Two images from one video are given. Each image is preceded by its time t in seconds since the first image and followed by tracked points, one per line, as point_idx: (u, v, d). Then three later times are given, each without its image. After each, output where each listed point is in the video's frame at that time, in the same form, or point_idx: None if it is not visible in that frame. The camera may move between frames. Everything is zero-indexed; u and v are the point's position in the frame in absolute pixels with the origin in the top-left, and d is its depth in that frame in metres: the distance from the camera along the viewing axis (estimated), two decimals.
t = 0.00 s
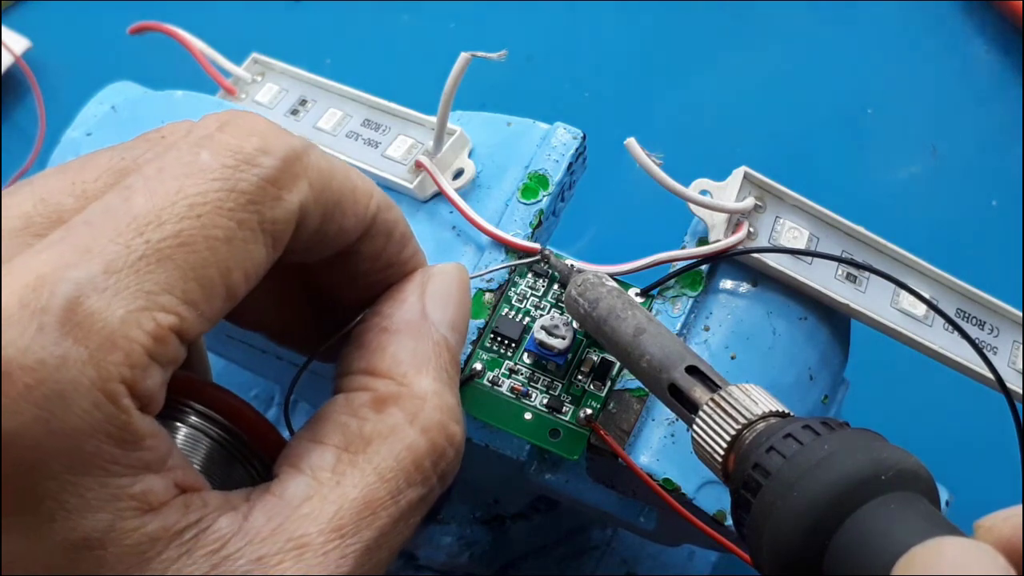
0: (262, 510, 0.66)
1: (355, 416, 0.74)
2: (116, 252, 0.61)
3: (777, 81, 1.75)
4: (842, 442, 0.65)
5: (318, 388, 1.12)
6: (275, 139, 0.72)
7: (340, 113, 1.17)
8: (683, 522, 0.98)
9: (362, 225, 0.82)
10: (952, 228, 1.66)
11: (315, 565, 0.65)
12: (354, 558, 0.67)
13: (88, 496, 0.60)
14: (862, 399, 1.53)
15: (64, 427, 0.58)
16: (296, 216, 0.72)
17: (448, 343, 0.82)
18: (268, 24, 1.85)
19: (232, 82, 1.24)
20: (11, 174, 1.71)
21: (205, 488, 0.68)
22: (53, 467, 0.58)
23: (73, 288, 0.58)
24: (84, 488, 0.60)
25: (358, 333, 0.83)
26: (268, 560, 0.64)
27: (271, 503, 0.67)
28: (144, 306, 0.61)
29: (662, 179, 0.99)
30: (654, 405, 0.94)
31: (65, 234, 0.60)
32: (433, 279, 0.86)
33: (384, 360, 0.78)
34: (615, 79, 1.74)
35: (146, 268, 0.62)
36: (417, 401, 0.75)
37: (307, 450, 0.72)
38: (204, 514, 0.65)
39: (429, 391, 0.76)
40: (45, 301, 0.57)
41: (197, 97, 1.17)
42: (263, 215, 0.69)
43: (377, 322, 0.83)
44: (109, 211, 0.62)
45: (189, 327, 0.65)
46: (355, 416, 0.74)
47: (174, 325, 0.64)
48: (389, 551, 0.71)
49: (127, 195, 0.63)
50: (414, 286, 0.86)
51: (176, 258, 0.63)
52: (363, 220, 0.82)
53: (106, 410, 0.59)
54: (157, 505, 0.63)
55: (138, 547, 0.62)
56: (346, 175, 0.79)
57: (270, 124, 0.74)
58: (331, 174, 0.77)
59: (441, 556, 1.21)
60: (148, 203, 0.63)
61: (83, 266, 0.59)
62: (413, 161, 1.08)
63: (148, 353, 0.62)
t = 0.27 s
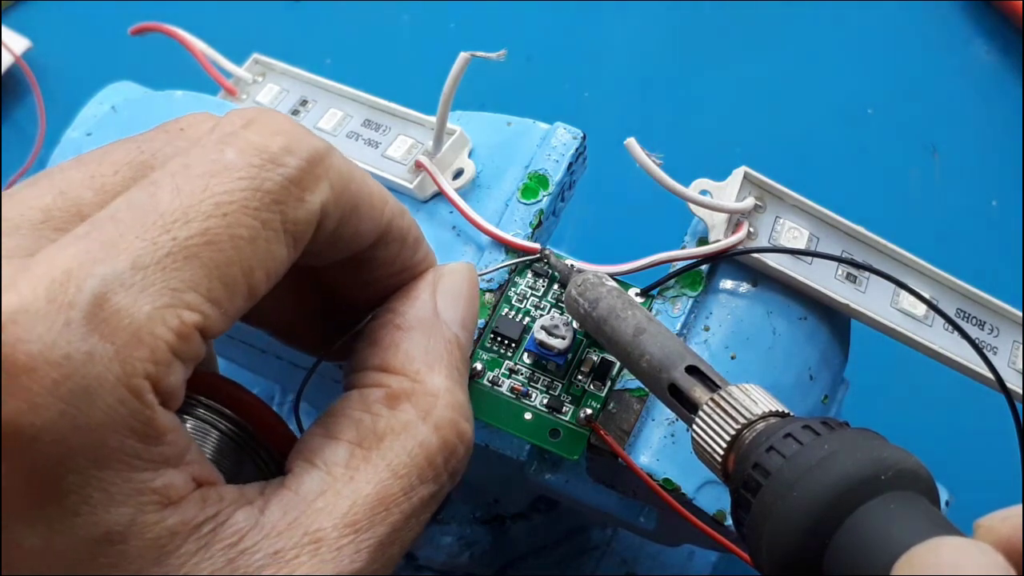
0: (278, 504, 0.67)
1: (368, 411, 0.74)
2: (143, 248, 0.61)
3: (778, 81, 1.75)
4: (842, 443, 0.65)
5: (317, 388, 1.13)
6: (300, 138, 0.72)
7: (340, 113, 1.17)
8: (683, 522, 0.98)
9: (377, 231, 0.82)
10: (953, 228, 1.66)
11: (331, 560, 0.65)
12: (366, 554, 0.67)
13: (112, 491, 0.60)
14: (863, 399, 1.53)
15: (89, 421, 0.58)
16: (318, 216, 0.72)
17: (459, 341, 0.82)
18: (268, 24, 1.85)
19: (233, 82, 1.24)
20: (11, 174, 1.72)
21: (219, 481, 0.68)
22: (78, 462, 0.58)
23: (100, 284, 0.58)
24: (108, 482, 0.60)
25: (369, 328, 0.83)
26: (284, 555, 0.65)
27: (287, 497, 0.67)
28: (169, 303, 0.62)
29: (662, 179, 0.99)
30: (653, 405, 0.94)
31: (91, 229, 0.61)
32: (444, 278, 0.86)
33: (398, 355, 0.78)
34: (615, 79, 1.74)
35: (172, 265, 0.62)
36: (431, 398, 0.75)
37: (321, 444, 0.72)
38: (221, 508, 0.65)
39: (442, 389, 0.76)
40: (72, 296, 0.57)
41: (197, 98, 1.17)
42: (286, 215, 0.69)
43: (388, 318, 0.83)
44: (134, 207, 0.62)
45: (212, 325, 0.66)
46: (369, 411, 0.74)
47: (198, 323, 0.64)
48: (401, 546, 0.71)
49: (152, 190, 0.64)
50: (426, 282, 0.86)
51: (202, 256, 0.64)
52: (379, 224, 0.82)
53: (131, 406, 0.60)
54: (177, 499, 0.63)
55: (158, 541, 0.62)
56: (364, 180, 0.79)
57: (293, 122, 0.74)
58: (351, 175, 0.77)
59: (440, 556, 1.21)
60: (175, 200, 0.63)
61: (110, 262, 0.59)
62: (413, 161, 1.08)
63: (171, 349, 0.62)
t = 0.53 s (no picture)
0: (245, 515, 0.66)
1: (340, 418, 0.74)
2: (86, 246, 0.61)
3: (776, 81, 1.75)
4: (842, 441, 0.65)
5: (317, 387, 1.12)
6: (250, 128, 0.72)
7: (340, 113, 1.17)
8: (683, 522, 0.97)
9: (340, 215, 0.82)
10: (951, 229, 1.66)
11: (299, 570, 0.65)
12: (338, 563, 0.67)
13: (61, 495, 0.61)
14: (859, 399, 1.53)
15: (33, 422, 0.58)
16: (271, 204, 0.72)
17: (434, 341, 0.82)
18: (268, 24, 1.85)
19: (233, 82, 1.24)
20: (11, 174, 1.72)
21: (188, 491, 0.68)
22: (25, 466, 0.59)
23: (46, 284, 0.58)
24: (57, 486, 0.61)
25: (342, 332, 0.83)
26: (250, 566, 0.64)
27: (255, 507, 0.67)
28: (115, 299, 0.61)
29: (662, 179, 0.99)
30: (654, 405, 0.94)
31: (38, 229, 0.61)
32: (417, 277, 0.86)
33: (368, 360, 0.78)
34: (613, 79, 1.74)
35: (116, 260, 0.62)
36: (403, 401, 0.75)
37: (292, 453, 0.71)
38: (185, 518, 0.65)
39: (415, 390, 0.77)
40: (15, 297, 0.57)
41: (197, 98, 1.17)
42: (237, 205, 0.69)
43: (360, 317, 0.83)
44: (80, 206, 0.62)
45: (164, 319, 0.65)
46: (340, 418, 0.74)
47: (150, 318, 0.64)
48: (377, 555, 0.72)
49: (99, 187, 0.63)
50: (398, 283, 0.85)
51: (149, 250, 0.63)
52: (342, 208, 0.82)
53: (79, 406, 0.60)
54: (135, 505, 0.64)
55: (114, 548, 0.62)
56: (324, 163, 0.79)
57: (242, 112, 0.73)
58: (310, 161, 0.77)
59: (440, 556, 1.20)
60: (119, 195, 0.63)
61: (53, 262, 0.59)
62: (413, 161, 1.08)
63: (121, 347, 0.62)
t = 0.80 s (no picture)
0: (269, 513, 0.67)
1: (363, 420, 0.74)
2: (127, 254, 0.61)
3: (777, 81, 1.75)
4: (841, 441, 0.65)
5: (319, 389, 1.13)
6: (288, 145, 0.72)
7: (340, 113, 1.17)
8: (683, 522, 0.97)
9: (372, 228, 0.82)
10: (952, 229, 1.66)
11: (322, 569, 0.65)
12: (359, 562, 0.67)
13: (98, 496, 0.61)
14: (861, 400, 1.53)
15: (73, 426, 0.58)
16: (308, 221, 0.72)
17: (455, 347, 0.83)
18: (268, 24, 1.85)
19: (233, 82, 1.24)
20: (11, 174, 1.72)
21: (212, 490, 0.68)
22: (61, 467, 0.58)
23: (83, 290, 0.58)
24: (94, 488, 0.60)
25: (364, 337, 0.83)
26: (275, 564, 0.64)
27: (279, 506, 0.67)
28: (155, 308, 0.62)
29: (662, 179, 0.99)
30: (654, 405, 0.94)
31: (78, 235, 0.61)
32: (442, 284, 0.87)
33: (393, 364, 0.78)
34: (614, 79, 1.74)
35: (157, 270, 0.62)
36: (426, 406, 0.76)
37: (315, 454, 0.72)
38: (212, 516, 0.65)
39: (438, 396, 0.77)
40: (57, 300, 0.57)
41: (197, 98, 1.17)
42: (275, 220, 0.69)
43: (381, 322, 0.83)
44: (120, 214, 0.63)
45: (199, 329, 0.66)
46: (364, 420, 0.74)
47: (185, 327, 0.64)
48: (396, 557, 0.71)
49: (139, 195, 0.64)
50: (422, 290, 0.86)
51: (189, 262, 0.64)
52: (374, 221, 0.82)
53: (116, 410, 0.60)
54: (165, 506, 0.64)
55: (146, 547, 0.62)
56: (361, 178, 0.79)
57: (277, 127, 0.74)
58: (345, 176, 0.77)
59: (440, 556, 1.22)
60: (160, 206, 0.64)
61: (94, 268, 0.59)
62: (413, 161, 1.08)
63: (157, 354, 0.62)
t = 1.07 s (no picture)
0: (287, 496, 0.67)
1: (377, 405, 0.74)
2: (155, 240, 0.62)
3: (778, 80, 1.75)
4: (844, 438, 0.65)
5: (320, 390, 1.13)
6: (310, 134, 0.72)
7: (340, 113, 1.17)
8: (683, 522, 0.97)
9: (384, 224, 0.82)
10: (953, 228, 1.66)
11: (339, 550, 0.66)
12: (373, 545, 0.68)
13: (124, 480, 0.61)
14: (863, 399, 1.53)
15: (100, 411, 0.58)
16: (326, 211, 0.73)
17: (464, 335, 0.83)
18: (268, 24, 1.85)
19: (233, 82, 1.24)
20: (11, 174, 1.72)
21: (231, 474, 0.68)
22: (91, 451, 0.58)
23: (112, 274, 0.59)
24: (121, 471, 0.60)
25: (375, 323, 0.82)
26: (293, 545, 0.65)
27: (296, 489, 0.68)
28: (182, 294, 0.63)
29: (662, 179, 0.99)
30: (653, 405, 0.94)
31: (105, 220, 0.62)
32: (450, 273, 0.86)
33: (404, 350, 0.78)
34: (615, 78, 1.74)
35: (184, 257, 0.63)
36: (437, 392, 0.76)
37: (330, 437, 0.72)
38: (231, 499, 0.66)
39: (449, 382, 0.77)
40: (86, 286, 0.58)
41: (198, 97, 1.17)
42: (296, 209, 0.70)
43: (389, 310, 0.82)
44: (148, 199, 0.63)
45: (222, 316, 0.66)
46: (377, 405, 0.74)
47: (210, 314, 0.65)
48: (406, 543, 0.71)
49: (165, 182, 0.65)
50: (430, 277, 0.85)
51: (214, 249, 0.64)
52: (387, 216, 0.81)
53: (144, 394, 0.60)
54: (188, 489, 0.64)
55: (171, 531, 0.62)
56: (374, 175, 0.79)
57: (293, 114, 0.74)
58: (360, 173, 0.77)
59: (440, 556, 1.21)
60: (187, 192, 0.64)
61: (123, 254, 0.60)
62: (413, 161, 1.08)
63: (183, 339, 0.63)
